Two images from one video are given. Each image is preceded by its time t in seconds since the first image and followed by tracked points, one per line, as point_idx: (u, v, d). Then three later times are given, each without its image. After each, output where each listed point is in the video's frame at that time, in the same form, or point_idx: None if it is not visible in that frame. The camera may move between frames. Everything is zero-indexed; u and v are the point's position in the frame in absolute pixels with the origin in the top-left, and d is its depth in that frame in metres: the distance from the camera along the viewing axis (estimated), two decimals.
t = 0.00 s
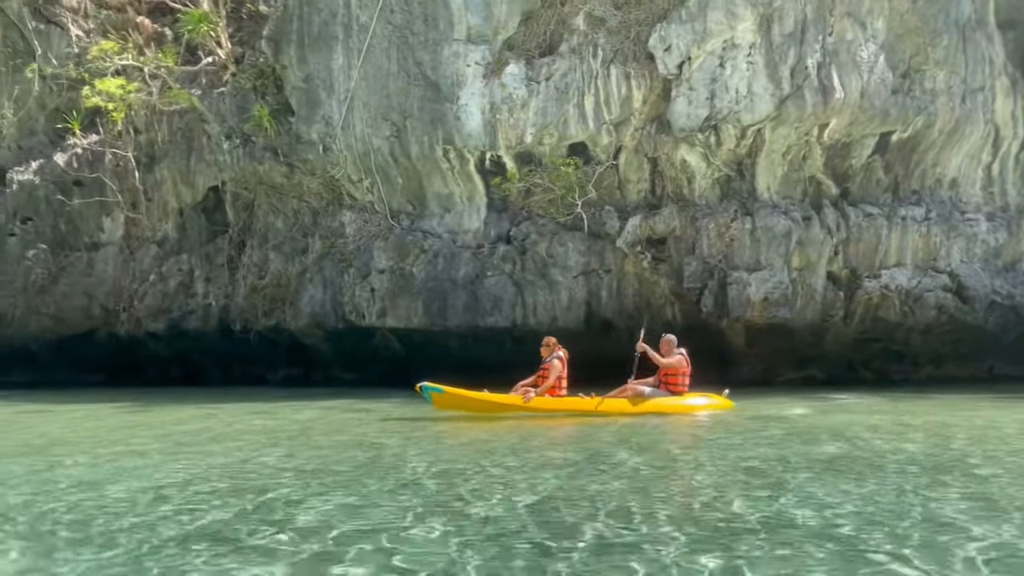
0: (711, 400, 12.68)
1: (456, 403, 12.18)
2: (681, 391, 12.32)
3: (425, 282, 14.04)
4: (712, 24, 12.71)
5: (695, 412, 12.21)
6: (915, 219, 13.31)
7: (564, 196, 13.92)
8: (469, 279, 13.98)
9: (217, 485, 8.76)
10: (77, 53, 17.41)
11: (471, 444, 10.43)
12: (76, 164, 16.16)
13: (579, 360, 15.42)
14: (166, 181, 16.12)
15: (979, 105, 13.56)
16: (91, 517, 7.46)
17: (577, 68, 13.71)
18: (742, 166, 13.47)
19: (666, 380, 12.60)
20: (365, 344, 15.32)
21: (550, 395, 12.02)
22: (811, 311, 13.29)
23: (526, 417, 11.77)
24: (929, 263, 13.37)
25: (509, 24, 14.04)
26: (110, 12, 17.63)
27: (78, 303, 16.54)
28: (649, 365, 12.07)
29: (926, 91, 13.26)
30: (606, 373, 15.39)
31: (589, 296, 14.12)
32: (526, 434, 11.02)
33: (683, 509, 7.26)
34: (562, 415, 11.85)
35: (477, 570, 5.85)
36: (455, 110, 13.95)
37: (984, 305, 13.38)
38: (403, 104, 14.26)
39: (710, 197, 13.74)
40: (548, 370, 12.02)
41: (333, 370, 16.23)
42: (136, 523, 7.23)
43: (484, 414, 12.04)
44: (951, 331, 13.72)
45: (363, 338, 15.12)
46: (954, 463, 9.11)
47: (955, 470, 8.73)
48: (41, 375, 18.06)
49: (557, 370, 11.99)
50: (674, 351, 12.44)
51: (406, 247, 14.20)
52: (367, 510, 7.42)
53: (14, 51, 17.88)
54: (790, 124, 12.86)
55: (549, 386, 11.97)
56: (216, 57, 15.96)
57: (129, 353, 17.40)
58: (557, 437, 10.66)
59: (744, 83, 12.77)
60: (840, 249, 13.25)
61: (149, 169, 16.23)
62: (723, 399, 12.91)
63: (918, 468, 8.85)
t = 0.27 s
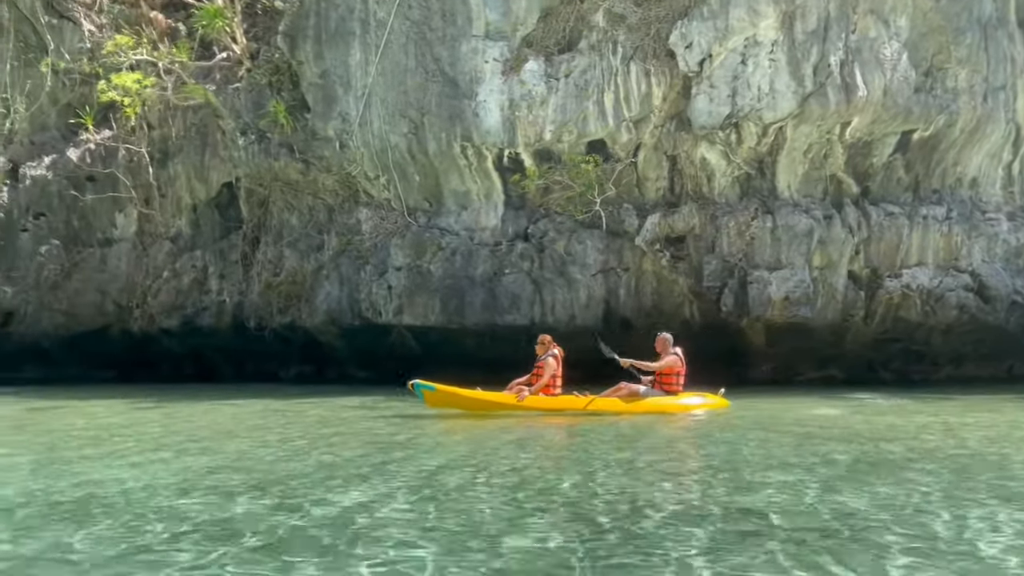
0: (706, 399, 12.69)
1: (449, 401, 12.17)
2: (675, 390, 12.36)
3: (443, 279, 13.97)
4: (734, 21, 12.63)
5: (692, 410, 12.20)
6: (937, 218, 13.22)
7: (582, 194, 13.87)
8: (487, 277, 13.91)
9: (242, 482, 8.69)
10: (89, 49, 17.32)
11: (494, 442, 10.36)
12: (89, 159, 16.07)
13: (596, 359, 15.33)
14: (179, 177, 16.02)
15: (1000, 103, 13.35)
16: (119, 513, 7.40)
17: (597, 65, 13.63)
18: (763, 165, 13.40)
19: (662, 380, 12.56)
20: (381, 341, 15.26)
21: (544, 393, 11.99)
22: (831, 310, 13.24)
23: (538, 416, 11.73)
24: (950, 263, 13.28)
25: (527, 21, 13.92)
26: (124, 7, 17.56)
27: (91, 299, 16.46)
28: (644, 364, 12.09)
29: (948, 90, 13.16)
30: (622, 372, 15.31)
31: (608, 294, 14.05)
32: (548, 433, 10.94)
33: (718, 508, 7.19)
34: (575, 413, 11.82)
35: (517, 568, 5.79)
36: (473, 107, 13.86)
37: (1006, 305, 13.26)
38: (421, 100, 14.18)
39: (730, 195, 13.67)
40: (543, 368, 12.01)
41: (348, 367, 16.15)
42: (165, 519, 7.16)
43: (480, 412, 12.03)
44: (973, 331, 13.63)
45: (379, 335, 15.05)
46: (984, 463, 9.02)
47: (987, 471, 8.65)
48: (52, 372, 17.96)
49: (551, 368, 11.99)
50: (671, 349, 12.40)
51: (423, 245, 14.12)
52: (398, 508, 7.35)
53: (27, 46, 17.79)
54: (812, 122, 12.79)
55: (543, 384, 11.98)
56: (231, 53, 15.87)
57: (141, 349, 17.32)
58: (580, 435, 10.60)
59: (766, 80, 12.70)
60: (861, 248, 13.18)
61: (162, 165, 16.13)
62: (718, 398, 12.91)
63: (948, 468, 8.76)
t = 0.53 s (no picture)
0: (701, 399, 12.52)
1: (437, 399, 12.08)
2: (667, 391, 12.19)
3: (457, 277, 13.87)
4: (753, 18, 12.53)
5: (685, 409, 12.03)
6: (955, 217, 13.13)
7: (598, 191, 13.79)
8: (502, 275, 13.80)
9: (264, 480, 8.60)
10: (98, 44, 17.18)
11: (514, 441, 10.27)
12: (98, 155, 15.95)
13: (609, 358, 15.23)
14: (190, 174, 15.89)
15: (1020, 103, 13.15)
16: (143, 512, 7.31)
17: (613, 62, 13.53)
18: (781, 163, 13.32)
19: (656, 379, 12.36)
20: (394, 339, 15.17)
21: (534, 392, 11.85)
22: (849, 309, 13.18)
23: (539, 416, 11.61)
24: (968, 262, 13.20)
25: (543, 17, 13.80)
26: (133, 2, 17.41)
27: (101, 296, 16.33)
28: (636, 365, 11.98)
29: (968, 89, 13.00)
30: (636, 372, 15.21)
31: (624, 293, 13.96)
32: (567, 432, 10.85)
33: (751, 508, 7.11)
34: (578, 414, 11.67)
35: (554, 568, 5.70)
36: (488, 103, 13.75)
37: None
38: (436, 97, 14.07)
39: (747, 194, 13.59)
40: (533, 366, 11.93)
41: (359, 366, 16.04)
42: (190, 519, 7.07)
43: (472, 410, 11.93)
44: (990, 331, 13.55)
45: (392, 333, 14.96)
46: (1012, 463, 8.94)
47: (1016, 472, 8.57)
48: (59, 370, 17.82)
49: (541, 367, 11.92)
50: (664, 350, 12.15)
51: (437, 242, 14.02)
52: (426, 507, 7.26)
53: (35, 41, 17.66)
54: (832, 120, 12.71)
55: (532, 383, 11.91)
56: (242, 49, 15.81)
57: (150, 347, 17.19)
58: (600, 434, 10.51)
59: (785, 78, 12.63)
60: (879, 247, 13.11)
61: (172, 161, 15.98)
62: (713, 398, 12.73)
63: (977, 469, 8.68)
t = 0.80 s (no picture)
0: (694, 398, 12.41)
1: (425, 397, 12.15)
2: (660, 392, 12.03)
3: (472, 275, 13.78)
4: (771, 16, 12.47)
5: (676, 409, 11.94)
6: (973, 216, 13.07)
7: (614, 190, 13.73)
8: (517, 274, 13.69)
9: (287, 479, 8.52)
10: (106, 40, 17.04)
11: (534, 441, 10.19)
12: (106, 152, 15.81)
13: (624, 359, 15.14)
14: (200, 171, 15.77)
15: None
16: (169, 511, 7.23)
17: (629, 60, 13.45)
18: (798, 161, 13.27)
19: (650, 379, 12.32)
20: (407, 337, 15.10)
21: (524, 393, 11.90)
22: (866, 309, 13.14)
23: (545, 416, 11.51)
24: (986, 262, 13.13)
25: (558, 14, 13.70)
26: None
27: (109, 294, 16.21)
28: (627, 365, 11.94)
29: (986, 87, 12.89)
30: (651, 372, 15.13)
31: (639, 292, 13.88)
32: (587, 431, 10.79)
33: (783, 509, 7.06)
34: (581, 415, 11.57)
35: (595, 568, 5.65)
36: (503, 101, 13.67)
37: None
38: (450, 94, 13.99)
39: (763, 192, 13.53)
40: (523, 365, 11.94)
41: (370, 365, 15.95)
42: (219, 518, 6.99)
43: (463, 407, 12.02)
44: (1007, 331, 13.50)
45: (405, 331, 14.89)
46: None
47: None
48: (66, 368, 17.67)
49: (531, 365, 11.93)
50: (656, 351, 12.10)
51: (451, 240, 13.95)
52: (455, 506, 7.20)
53: (42, 37, 17.53)
54: (850, 119, 12.66)
55: (522, 382, 11.96)
56: (253, 46, 15.71)
57: (158, 345, 17.06)
58: (621, 435, 10.45)
59: (804, 76, 12.58)
60: (896, 247, 13.07)
61: (181, 158, 15.87)
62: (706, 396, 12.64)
63: (1003, 469, 8.63)
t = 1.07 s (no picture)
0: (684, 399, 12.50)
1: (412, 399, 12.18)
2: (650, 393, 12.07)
3: (486, 276, 13.69)
4: (788, 15, 12.41)
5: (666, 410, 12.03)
6: (990, 217, 13.04)
7: (629, 190, 13.67)
8: (531, 274, 13.61)
9: (311, 482, 8.46)
10: (114, 38, 16.94)
11: (555, 445, 10.14)
12: (115, 151, 15.69)
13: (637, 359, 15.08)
14: (210, 169, 15.67)
15: None
16: (197, 516, 7.16)
17: (645, 59, 13.39)
18: (814, 162, 13.24)
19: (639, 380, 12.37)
20: (419, 338, 15.04)
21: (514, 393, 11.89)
22: (883, 310, 13.11)
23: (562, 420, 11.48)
24: (1003, 263, 13.10)
25: (574, 13, 13.62)
26: None
27: (118, 294, 16.10)
28: (615, 366, 12.00)
29: (1003, 88, 12.81)
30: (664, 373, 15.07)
31: (654, 292, 13.83)
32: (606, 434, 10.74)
33: (817, 518, 7.02)
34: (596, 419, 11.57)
35: None
36: (518, 100, 13.59)
37: None
38: (465, 93, 13.91)
39: (779, 192, 13.48)
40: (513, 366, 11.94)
41: (381, 365, 15.88)
42: (248, 525, 6.93)
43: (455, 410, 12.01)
44: None
45: (418, 332, 14.82)
46: None
47: None
48: (73, 368, 17.56)
49: (521, 366, 11.96)
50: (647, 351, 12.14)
51: (465, 241, 13.87)
52: (484, 513, 7.15)
53: (50, 34, 17.41)
54: (868, 119, 12.63)
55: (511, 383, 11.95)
56: (263, 44, 15.61)
57: (167, 345, 16.96)
58: (640, 440, 10.41)
59: (821, 76, 12.54)
60: (913, 247, 13.05)
61: (191, 157, 15.76)
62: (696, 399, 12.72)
63: None
